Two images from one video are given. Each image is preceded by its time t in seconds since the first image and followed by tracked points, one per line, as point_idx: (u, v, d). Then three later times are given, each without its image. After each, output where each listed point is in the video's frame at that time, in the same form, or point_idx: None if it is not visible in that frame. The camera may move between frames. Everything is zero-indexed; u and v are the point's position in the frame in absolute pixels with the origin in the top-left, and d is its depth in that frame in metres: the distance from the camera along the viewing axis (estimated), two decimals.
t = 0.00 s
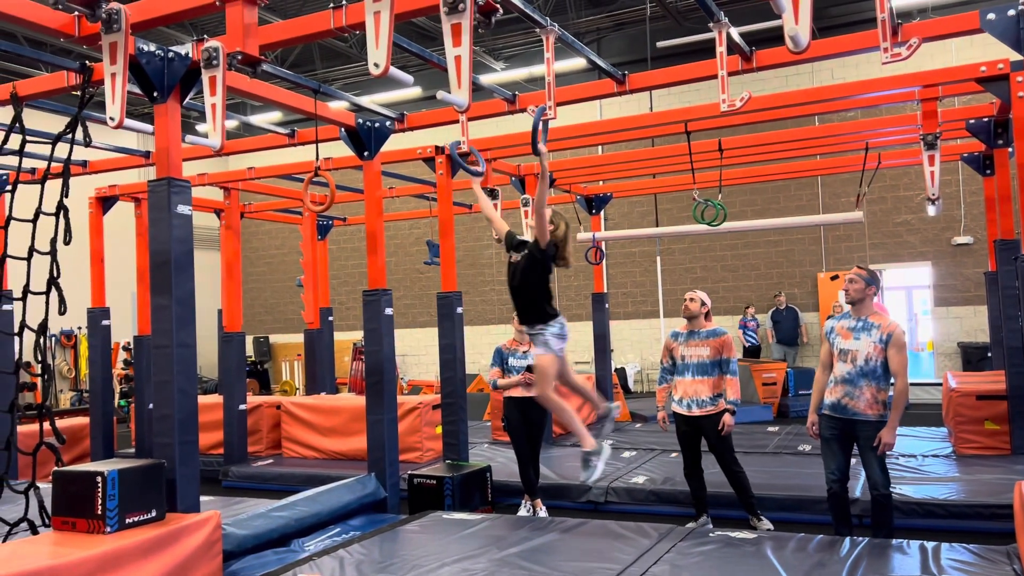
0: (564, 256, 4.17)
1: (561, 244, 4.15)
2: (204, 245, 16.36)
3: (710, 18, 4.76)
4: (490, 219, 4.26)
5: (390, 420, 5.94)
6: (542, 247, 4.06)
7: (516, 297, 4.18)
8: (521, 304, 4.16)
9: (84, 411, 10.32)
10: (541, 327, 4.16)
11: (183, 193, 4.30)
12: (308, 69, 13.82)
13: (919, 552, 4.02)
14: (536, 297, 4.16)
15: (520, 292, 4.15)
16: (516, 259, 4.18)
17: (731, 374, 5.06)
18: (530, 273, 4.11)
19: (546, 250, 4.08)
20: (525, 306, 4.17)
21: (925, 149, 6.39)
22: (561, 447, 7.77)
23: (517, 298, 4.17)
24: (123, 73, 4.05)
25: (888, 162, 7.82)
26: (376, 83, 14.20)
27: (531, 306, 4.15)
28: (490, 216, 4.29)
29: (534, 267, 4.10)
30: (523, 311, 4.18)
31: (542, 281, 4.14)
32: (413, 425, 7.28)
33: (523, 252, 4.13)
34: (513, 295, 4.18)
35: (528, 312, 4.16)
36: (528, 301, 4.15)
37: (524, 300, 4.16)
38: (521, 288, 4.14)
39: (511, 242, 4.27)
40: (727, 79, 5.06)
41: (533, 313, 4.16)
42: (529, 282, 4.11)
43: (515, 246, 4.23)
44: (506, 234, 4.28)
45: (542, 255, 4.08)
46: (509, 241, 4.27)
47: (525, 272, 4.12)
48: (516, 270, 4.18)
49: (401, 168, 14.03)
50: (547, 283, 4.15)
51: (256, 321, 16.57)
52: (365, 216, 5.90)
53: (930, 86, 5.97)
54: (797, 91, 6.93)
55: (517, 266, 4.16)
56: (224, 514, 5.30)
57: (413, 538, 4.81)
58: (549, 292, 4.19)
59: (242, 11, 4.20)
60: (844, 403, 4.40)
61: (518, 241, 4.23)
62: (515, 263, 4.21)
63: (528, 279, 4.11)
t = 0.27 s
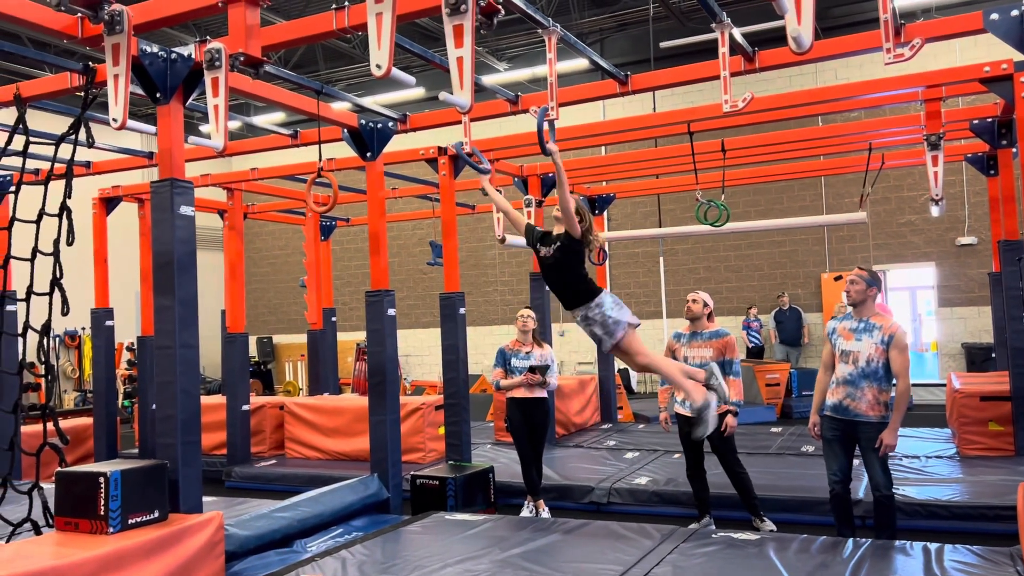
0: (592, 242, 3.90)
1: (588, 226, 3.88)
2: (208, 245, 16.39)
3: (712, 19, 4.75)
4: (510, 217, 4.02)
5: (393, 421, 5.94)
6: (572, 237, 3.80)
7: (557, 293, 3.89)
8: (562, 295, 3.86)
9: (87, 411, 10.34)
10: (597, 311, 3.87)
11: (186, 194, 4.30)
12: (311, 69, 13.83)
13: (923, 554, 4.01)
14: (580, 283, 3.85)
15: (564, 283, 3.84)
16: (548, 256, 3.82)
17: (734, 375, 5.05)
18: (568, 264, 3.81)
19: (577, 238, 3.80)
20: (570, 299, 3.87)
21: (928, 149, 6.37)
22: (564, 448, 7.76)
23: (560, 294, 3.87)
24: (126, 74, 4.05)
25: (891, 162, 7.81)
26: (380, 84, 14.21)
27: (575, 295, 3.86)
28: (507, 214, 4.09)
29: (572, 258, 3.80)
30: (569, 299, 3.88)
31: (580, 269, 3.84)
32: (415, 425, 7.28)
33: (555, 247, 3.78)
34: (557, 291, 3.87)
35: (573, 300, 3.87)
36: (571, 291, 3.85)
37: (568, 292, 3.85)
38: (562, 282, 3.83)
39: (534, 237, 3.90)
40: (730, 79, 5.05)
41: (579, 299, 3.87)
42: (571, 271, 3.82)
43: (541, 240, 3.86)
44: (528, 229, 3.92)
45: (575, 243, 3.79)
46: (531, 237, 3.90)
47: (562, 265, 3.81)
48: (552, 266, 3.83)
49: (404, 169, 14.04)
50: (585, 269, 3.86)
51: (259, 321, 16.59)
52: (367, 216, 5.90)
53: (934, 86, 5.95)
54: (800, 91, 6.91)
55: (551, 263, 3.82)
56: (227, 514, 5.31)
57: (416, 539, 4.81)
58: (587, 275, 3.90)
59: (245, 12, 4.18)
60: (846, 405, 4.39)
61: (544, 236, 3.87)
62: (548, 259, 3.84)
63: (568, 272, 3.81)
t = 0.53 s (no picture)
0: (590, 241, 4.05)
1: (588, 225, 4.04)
2: (212, 245, 16.42)
3: (715, 19, 4.75)
4: (509, 217, 4.11)
5: (396, 421, 5.94)
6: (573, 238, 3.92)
7: (556, 291, 4.05)
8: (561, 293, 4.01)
9: (92, 411, 10.37)
10: (597, 302, 3.98)
11: (190, 195, 4.31)
12: (315, 70, 13.85)
13: (926, 555, 4.01)
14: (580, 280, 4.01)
15: (564, 280, 3.99)
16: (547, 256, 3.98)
17: (737, 376, 5.03)
18: (568, 266, 3.96)
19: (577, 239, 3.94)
20: (569, 295, 4.01)
21: (932, 150, 6.36)
22: (568, 449, 7.76)
23: (558, 292, 4.02)
24: (130, 75, 4.06)
25: (895, 162, 7.80)
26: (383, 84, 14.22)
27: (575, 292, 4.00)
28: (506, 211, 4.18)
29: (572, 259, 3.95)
30: (570, 295, 4.02)
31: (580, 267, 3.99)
32: (419, 426, 7.29)
33: (555, 248, 3.94)
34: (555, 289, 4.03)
35: (572, 295, 4.01)
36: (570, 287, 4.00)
37: (567, 289, 4.01)
38: (561, 280, 4.00)
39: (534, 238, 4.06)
40: (733, 80, 5.05)
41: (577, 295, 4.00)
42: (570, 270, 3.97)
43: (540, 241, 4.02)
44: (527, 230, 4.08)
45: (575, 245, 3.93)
46: (530, 238, 4.06)
47: (563, 266, 3.97)
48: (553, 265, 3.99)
49: (407, 169, 14.05)
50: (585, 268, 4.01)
51: (263, 321, 16.61)
52: (371, 217, 5.91)
53: (938, 87, 5.94)
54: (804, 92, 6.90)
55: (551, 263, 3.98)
56: (231, 515, 5.32)
57: (419, 539, 4.81)
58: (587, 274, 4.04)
59: (248, 13, 4.20)
60: (848, 406, 4.39)
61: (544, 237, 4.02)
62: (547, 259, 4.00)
63: (568, 271, 3.97)
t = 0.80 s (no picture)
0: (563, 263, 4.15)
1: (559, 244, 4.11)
2: (215, 245, 16.44)
3: (719, 20, 4.75)
4: (495, 224, 4.31)
5: (400, 421, 5.95)
6: (545, 253, 4.02)
7: (518, 306, 4.16)
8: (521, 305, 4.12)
9: (95, 411, 10.40)
10: (552, 331, 4.06)
11: (194, 195, 4.32)
12: (319, 70, 13.87)
13: (930, 556, 4.00)
14: (542, 300, 4.13)
15: (526, 296, 4.10)
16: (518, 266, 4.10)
17: (741, 376, 5.03)
18: (533, 280, 4.07)
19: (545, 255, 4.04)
20: (531, 313, 4.13)
21: (936, 150, 6.35)
22: (570, 449, 7.76)
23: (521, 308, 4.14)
24: (135, 76, 4.07)
25: (899, 162, 7.78)
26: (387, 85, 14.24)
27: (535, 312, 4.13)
28: (494, 218, 4.38)
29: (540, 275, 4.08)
30: (529, 315, 4.13)
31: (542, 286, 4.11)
32: (422, 426, 7.30)
33: (524, 260, 4.06)
34: (517, 301, 4.14)
35: (530, 315, 4.13)
36: (531, 306, 4.11)
37: (529, 307, 4.12)
38: (523, 295, 4.12)
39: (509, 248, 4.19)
40: (737, 80, 5.04)
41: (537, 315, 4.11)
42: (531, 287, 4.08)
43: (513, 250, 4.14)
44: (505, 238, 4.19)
45: (545, 260, 4.04)
46: (507, 245, 4.18)
47: (527, 280, 4.08)
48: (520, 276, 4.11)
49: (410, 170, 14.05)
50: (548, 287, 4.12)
51: (266, 321, 16.64)
52: (374, 217, 5.91)
53: (943, 87, 5.93)
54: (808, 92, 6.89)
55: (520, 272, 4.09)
56: (234, 514, 5.33)
57: (422, 539, 4.82)
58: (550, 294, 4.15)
59: (253, 14, 4.17)
60: (850, 407, 4.38)
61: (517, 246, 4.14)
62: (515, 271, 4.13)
63: (533, 285, 4.08)
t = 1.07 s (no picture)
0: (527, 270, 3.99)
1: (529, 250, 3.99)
2: (219, 245, 16.47)
3: (724, 20, 4.75)
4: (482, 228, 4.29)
5: (403, 420, 5.95)
6: (516, 249, 3.89)
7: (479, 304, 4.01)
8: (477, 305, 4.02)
9: (100, 411, 10.41)
10: (498, 343, 3.93)
11: (199, 194, 4.33)
12: (323, 70, 13.88)
13: (935, 557, 4.00)
14: (503, 308, 4.00)
15: (487, 294, 3.97)
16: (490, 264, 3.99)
17: (745, 377, 5.04)
18: (501, 278, 3.93)
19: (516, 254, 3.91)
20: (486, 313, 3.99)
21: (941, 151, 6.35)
22: (574, 449, 7.76)
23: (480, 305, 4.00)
24: (141, 76, 4.07)
25: (903, 163, 7.78)
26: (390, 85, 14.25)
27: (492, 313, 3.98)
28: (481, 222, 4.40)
29: (510, 275, 3.93)
30: (485, 317, 4.01)
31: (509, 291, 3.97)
32: (426, 425, 7.30)
33: (497, 257, 3.94)
34: (479, 299, 4.01)
35: (485, 319, 3.99)
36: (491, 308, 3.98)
37: (488, 309, 3.99)
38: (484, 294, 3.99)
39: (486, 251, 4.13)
40: (742, 80, 5.04)
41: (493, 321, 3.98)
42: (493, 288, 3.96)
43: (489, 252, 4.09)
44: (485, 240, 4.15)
45: (514, 260, 3.91)
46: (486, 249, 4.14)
47: (494, 279, 3.94)
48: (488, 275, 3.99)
49: (414, 170, 14.06)
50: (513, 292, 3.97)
51: (270, 320, 16.66)
52: (378, 217, 5.91)
53: (948, 87, 5.92)
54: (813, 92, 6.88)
55: (490, 272, 3.97)
56: (238, 514, 5.33)
57: (426, 539, 4.82)
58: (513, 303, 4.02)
59: (258, 14, 4.19)
60: (854, 407, 4.38)
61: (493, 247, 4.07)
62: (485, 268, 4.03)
63: (498, 281, 3.93)
